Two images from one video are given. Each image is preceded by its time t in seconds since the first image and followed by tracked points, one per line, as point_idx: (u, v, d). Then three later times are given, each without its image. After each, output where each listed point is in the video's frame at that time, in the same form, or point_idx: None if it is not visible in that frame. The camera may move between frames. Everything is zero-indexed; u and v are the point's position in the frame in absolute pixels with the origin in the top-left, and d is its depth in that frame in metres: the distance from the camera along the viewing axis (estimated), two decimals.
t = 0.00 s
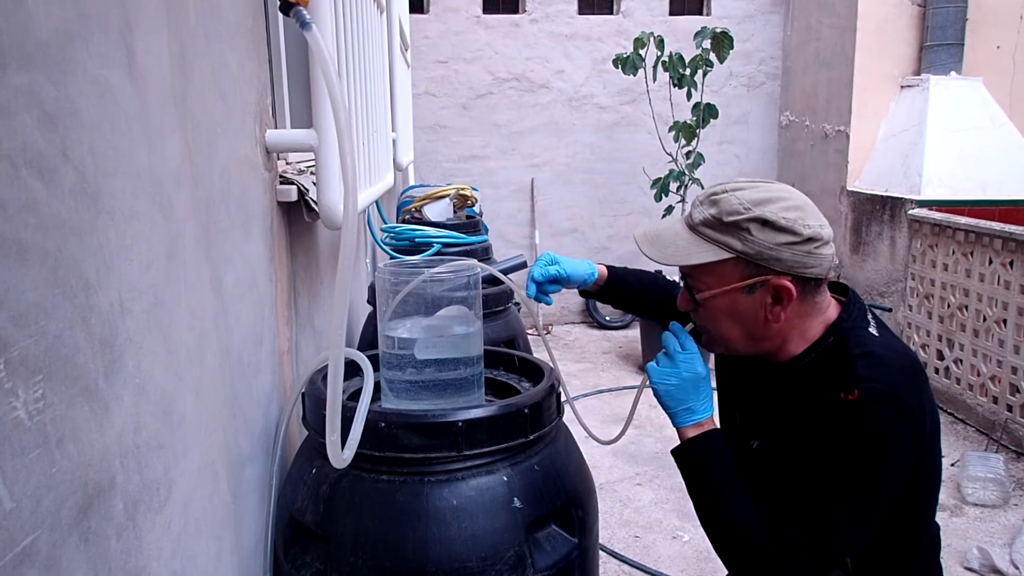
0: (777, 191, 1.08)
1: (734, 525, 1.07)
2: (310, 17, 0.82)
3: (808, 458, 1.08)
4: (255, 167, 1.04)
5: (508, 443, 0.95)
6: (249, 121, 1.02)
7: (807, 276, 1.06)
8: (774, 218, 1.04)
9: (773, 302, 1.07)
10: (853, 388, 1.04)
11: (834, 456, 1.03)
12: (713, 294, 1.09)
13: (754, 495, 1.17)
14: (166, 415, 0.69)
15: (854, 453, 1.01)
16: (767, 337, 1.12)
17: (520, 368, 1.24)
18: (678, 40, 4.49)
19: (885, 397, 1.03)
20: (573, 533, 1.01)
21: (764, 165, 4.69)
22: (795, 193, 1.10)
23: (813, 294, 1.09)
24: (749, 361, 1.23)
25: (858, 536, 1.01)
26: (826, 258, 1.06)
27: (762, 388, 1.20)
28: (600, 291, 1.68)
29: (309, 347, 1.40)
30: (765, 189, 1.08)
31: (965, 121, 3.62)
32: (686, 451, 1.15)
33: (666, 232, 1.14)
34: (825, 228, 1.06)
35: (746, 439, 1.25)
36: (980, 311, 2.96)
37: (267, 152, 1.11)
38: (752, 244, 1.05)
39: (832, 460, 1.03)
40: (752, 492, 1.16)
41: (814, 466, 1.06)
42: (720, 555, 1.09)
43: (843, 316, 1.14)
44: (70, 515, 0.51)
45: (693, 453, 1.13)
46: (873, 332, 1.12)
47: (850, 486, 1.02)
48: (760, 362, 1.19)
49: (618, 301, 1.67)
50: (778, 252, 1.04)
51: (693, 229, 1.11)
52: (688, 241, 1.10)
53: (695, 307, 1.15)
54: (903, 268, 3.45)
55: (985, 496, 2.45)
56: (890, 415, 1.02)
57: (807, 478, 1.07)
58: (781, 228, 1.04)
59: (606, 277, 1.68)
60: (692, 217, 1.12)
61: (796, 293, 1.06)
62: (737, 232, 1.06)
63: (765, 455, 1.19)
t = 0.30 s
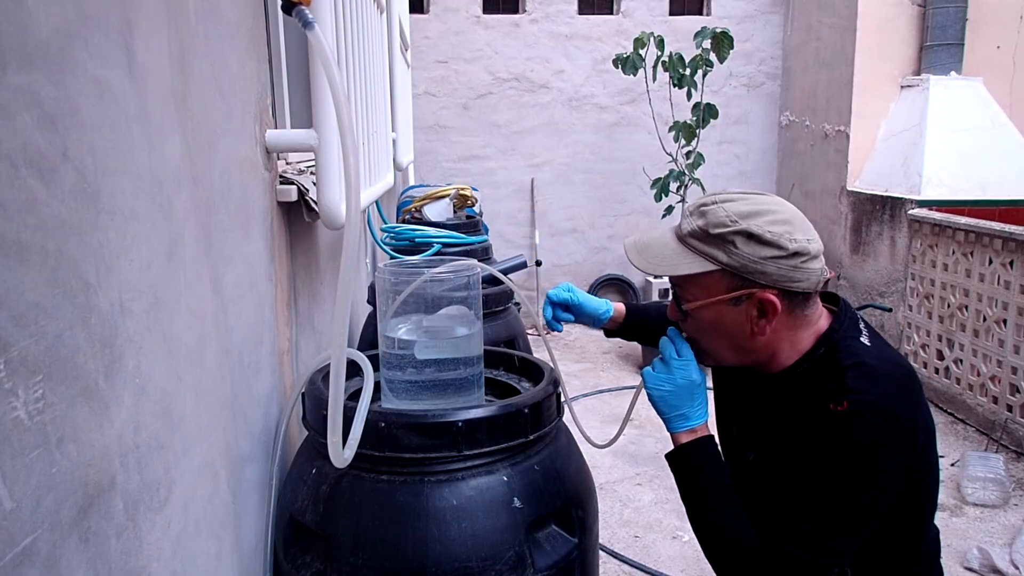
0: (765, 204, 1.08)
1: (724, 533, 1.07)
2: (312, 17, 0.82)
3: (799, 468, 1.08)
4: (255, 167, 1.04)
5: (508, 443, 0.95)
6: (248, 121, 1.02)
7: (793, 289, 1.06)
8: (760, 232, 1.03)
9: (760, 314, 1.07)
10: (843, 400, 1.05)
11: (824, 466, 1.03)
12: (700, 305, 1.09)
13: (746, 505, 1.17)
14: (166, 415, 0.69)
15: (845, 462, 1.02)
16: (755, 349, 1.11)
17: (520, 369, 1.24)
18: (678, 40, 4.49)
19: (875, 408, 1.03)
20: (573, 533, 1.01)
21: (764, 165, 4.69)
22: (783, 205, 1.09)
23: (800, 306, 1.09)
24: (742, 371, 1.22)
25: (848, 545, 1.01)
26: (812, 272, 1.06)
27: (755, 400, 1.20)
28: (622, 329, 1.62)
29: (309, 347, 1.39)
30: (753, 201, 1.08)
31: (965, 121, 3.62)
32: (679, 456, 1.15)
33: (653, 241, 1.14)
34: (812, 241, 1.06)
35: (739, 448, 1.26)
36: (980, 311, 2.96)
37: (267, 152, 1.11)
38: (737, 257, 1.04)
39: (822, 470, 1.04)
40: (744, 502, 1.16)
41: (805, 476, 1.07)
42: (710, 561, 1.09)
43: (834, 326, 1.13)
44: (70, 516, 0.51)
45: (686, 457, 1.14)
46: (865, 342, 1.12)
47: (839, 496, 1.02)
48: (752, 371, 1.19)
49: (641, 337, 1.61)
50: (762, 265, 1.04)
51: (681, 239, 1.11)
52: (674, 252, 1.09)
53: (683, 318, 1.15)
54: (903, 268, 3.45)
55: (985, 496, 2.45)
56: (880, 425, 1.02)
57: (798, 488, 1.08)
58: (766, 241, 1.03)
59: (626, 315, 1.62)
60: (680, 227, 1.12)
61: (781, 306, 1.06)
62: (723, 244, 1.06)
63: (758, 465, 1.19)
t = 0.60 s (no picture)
0: (766, 206, 1.08)
1: (717, 532, 1.07)
2: (312, 17, 0.82)
3: (794, 468, 1.09)
4: (255, 167, 1.04)
5: (508, 443, 0.95)
6: (249, 121, 1.02)
7: (791, 292, 1.06)
8: (760, 234, 1.03)
9: (758, 317, 1.07)
10: (839, 402, 1.05)
11: (818, 467, 1.04)
12: (699, 306, 1.09)
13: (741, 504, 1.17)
14: (166, 415, 0.69)
15: (838, 464, 1.02)
16: (753, 351, 1.11)
17: (520, 369, 1.24)
18: (678, 40, 4.49)
19: (871, 411, 1.03)
20: (573, 533, 1.01)
21: (764, 165, 4.69)
22: (784, 208, 1.09)
23: (799, 309, 1.09)
24: (740, 372, 1.22)
25: (840, 546, 1.02)
26: (812, 275, 1.06)
27: (751, 400, 1.19)
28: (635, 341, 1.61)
29: (309, 347, 1.39)
30: (754, 204, 1.07)
31: (965, 121, 3.62)
32: (676, 455, 1.15)
33: (653, 241, 1.14)
34: (812, 244, 1.06)
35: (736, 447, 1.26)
36: (980, 311, 2.96)
37: (267, 152, 1.11)
38: (737, 259, 1.04)
39: (816, 470, 1.04)
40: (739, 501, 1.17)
41: (799, 477, 1.07)
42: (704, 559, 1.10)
43: (831, 329, 1.13)
44: (70, 516, 0.51)
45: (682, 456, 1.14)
46: (862, 345, 1.12)
47: (832, 496, 1.03)
48: (749, 373, 1.19)
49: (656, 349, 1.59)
50: (761, 267, 1.03)
51: (680, 240, 1.10)
52: (674, 252, 1.09)
53: (682, 318, 1.15)
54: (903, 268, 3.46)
55: (985, 496, 2.45)
56: (875, 428, 1.02)
57: (792, 489, 1.08)
58: (766, 243, 1.03)
59: (638, 328, 1.60)
60: (681, 227, 1.11)
61: (779, 309, 1.06)
62: (723, 245, 1.06)
63: (754, 464, 1.19)
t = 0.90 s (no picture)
0: (767, 207, 1.07)
1: (716, 532, 1.07)
2: (312, 17, 0.82)
3: (792, 467, 1.09)
4: (254, 167, 1.04)
5: (508, 443, 0.95)
6: (248, 121, 1.02)
7: (791, 292, 1.06)
8: (760, 235, 1.03)
9: (758, 317, 1.07)
10: (838, 402, 1.04)
11: (817, 467, 1.04)
12: (699, 306, 1.09)
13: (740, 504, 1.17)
14: (166, 415, 0.69)
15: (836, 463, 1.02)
16: (752, 351, 1.11)
17: (520, 369, 1.24)
18: (678, 40, 4.49)
19: (870, 411, 1.03)
20: (572, 533, 1.01)
21: (764, 165, 4.69)
22: (784, 209, 1.09)
23: (799, 309, 1.09)
24: (739, 372, 1.22)
25: (838, 546, 1.02)
26: (812, 275, 1.06)
27: (750, 399, 1.20)
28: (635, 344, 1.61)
29: (309, 347, 1.39)
30: (755, 204, 1.07)
31: (965, 121, 3.62)
32: (675, 455, 1.15)
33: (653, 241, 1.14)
34: (812, 245, 1.06)
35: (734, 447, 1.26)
36: (980, 311, 2.96)
37: (267, 152, 1.11)
38: (737, 259, 1.04)
39: (815, 470, 1.04)
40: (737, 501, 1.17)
41: (798, 477, 1.07)
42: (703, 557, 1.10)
43: (830, 329, 1.13)
44: (70, 516, 0.51)
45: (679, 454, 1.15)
46: (861, 345, 1.12)
47: (830, 496, 1.03)
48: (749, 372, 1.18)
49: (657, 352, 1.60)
50: (761, 267, 1.03)
51: (681, 240, 1.10)
52: (674, 251, 1.09)
53: (681, 318, 1.15)
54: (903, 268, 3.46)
55: (985, 496, 2.45)
56: (875, 428, 1.02)
57: (790, 489, 1.08)
58: (766, 244, 1.03)
59: (637, 329, 1.60)
60: (681, 228, 1.11)
61: (779, 309, 1.06)
62: (722, 245, 1.05)
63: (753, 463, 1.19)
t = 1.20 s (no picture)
0: (762, 210, 1.07)
1: (719, 536, 1.07)
2: (312, 17, 0.82)
3: (793, 470, 1.09)
4: (255, 167, 1.04)
5: (508, 443, 0.95)
6: (248, 121, 1.02)
7: (788, 294, 1.06)
8: (755, 238, 1.03)
9: (756, 320, 1.07)
10: (839, 405, 1.04)
11: (819, 471, 1.04)
12: (697, 311, 1.09)
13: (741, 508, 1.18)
14: (166, 415, 0.69)
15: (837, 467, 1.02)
16: (752, 354, 1.11)
17: (520, 369, 1.24)
18: (679, 40, 4.49)
19: (871, 414, 1.03)
20: (572, 533, 1.01)
21: (764, 165, 4.70)
22: (779, 211, 1.09)
23: (797, 311, 1.08)
24: (740, 376, 1.22)
25: (841, 550, 1.01)
26: (808, 277, 1.05)
27: (750, 403, 1.20)
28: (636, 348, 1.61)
29: (309, 347, 1.39)
30: (750, 207, 1.07)
31: (965, 121, 3.62)
32: (676, 459, 1.15)
33: (650, 247, 1.14)
34: (808, 247, 1.05)
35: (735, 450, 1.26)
36: (980, 311, 2.96)
37: (267, 152, 1.11)
38: (733, 263, 1.04)
39: (817, 473, 1.04)
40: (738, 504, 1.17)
41: (799, 480, 1.07)
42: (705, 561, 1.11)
43: (830, 331, 1.13)
44: (70, 516, 0.51)
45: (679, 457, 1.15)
46: (862, 347, 1.12)
47: (833, 499, 1.03)
48: (749, 377, 1.18)
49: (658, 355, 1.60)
50: (757, 271, 1.03)
51: (677, 246, 1.10)
52: (671, 258, 1.09)
53: (681, 323, 1.15)
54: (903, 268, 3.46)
55: (985, 496, 2.45)
56: (876, 431, 1.02)
57: (792, 493, 1.08)
58: (761, 247, 1.03)
59: (638, 332, 1.61)
60: (677, 234, 1.11)
61: (777, 312, 1.06)
62: (718, 250, 1.05)
63: (754, 466, 1.19)
